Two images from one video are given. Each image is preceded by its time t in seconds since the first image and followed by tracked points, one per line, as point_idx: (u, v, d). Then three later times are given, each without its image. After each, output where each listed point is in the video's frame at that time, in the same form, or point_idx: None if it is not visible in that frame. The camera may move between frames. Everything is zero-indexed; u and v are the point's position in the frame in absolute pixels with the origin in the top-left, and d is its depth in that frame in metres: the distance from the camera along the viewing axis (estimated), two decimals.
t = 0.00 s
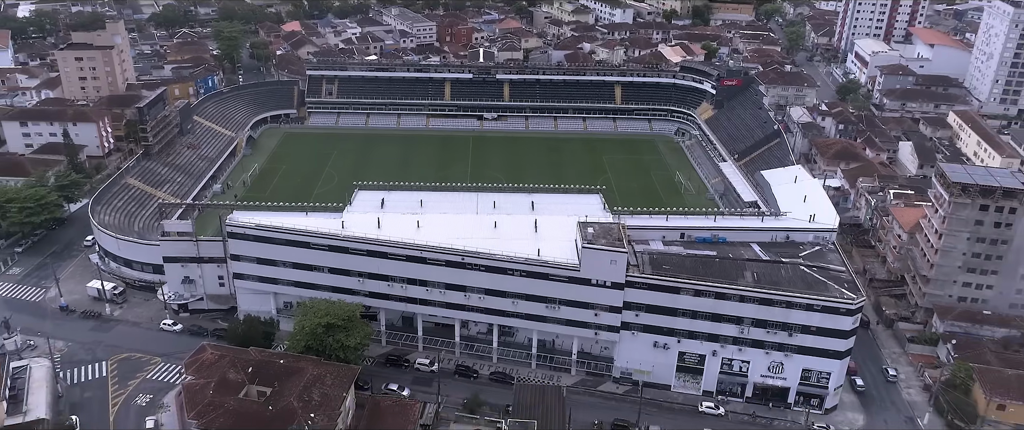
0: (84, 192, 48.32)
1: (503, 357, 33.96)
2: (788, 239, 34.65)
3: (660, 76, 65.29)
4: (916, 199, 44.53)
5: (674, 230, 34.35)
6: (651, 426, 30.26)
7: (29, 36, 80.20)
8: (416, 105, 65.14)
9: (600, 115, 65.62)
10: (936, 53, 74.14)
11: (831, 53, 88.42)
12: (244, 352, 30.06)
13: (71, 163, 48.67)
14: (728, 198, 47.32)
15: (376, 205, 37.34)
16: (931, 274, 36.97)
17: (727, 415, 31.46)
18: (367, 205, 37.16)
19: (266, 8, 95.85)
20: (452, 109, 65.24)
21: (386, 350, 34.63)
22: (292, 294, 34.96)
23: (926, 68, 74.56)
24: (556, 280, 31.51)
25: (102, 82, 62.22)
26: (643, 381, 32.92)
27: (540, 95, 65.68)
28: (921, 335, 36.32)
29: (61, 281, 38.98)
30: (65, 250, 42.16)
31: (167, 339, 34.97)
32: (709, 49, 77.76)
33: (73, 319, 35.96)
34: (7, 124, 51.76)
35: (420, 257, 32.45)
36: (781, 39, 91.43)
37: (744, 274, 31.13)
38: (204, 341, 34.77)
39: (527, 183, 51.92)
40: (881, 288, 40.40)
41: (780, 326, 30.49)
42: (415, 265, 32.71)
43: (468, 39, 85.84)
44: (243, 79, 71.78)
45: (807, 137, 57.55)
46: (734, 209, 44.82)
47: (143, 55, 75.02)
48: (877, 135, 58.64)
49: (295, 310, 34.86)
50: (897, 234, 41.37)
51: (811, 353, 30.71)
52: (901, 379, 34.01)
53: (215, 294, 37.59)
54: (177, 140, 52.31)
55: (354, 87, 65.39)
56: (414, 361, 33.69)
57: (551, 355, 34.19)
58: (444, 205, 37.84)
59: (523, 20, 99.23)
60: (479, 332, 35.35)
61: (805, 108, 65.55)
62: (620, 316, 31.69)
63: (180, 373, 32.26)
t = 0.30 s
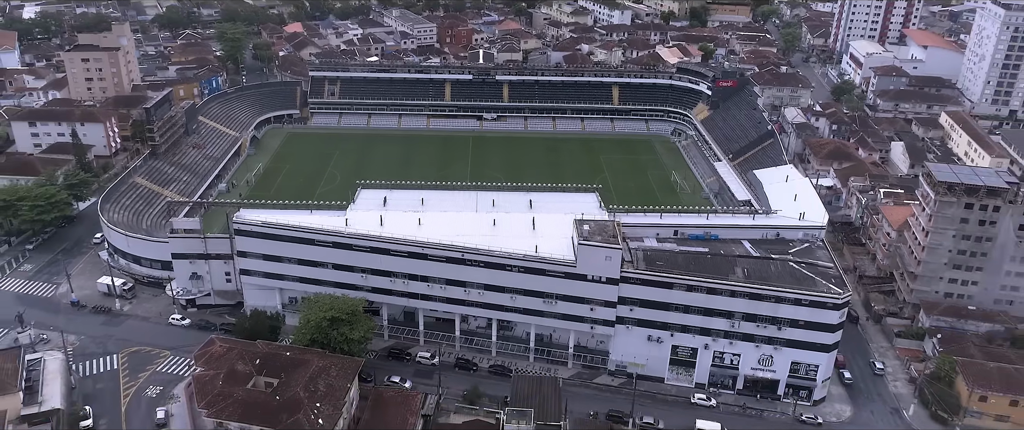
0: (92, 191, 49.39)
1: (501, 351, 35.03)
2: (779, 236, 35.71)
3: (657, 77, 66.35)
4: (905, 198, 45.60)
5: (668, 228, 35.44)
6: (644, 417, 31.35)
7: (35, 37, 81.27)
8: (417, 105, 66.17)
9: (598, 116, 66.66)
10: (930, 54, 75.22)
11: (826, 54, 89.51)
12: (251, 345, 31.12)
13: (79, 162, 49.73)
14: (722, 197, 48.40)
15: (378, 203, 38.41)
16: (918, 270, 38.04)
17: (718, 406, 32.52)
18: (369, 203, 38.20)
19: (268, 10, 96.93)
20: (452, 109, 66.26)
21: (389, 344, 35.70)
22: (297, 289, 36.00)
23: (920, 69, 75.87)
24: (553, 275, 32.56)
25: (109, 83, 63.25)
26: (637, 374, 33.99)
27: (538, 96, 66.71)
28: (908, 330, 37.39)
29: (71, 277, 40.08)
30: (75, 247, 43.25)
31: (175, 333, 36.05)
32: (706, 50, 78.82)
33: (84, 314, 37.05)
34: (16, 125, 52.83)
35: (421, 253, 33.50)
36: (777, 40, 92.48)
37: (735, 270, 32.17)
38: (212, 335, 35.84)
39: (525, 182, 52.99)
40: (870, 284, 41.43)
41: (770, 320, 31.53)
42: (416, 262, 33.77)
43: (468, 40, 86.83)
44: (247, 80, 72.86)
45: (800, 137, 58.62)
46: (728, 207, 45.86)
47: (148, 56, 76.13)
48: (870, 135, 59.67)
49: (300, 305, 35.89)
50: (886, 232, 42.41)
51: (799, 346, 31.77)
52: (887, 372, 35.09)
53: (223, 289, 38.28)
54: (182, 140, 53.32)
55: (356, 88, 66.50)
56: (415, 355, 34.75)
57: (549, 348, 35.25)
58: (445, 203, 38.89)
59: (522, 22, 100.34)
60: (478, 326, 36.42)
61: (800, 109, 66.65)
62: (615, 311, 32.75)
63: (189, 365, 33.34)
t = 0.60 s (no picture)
0: (100, 189, 50.44)
1: (500, 345, 36.08)
2: (769, 234, 36.81)
3: (654, 78, 67.39)
4: (895, 197, 46.67)
5: (662, 226, 36.56)
6: (638, 408, 32.40)
7: (40, 38, 82.27)
8: (418, 106, 67.20)
9: (595, 116, 67.73)
10: (923, 56, 76.32)
11: (822, 55, 90.61)
12: (258, 339, 32.17)
13: (87, 161, 50.74)
14: (716, 196, 49.49)
15: (380, 202, 39.47)
16: (905, 267, 39.10)
17: (710, 398, 33.56)
18: (372, 202, 39.26)
19: (270, 11, 97.97)
20: (452, 110, 67.30)
21: (390, 338, 36.77)
22: (302, 285, 37.05)
23: (913, 70, 77.10)
24: (550, 271, 33.62)
25: (114, 84, 64.26)
26: (632, 367, 35.02)
27: (537, 97, 67.68)
28: (896, 325, 38.44)
29: (81, 274, 41.15)
30: (84, 244, 44.32)
31: (183, 328, 37.10)
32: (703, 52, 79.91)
33: (94, 309, 38.08)
34: (25, 125, 53.85)
35: (422, 250, 34.57)
36: (774, 42, 93.53)
37: (726, 266, 33.21)
38: (219, 329, 36.89)
39: (523, 181, 54.08)
40: (860, 281, 42.48)
41: (760, 315, 32.58)
42: (417, 258, 34.84)
43: (468, 42, 87.60)
44: (250, 81, 73.92)
45: (794, 138, 59.71)
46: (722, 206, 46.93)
47: (152, 57, 77.17)
48: (863, 135, 60.68)
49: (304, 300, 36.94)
50: (876, 230, 43.47)
51: (788, 340, 32.81)
52: (875, 366, 36.15)
53: (229, 285, 39.40)
54: (188, 140, 54.33)
55: (357, 89, 67.54)
56: (416, 348, 35.80)
57: (546, 342, 36.31)
58: (445, 201, 39.95)
59: (521, 23, 101.39)
60: (478, 321, 37.49)
61: (794, 110, 67.71)
62: (610, 306, 33.80)
63: (197, 359, 34.41)
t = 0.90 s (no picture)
0: (107, 188, 51.50)
1: (498, 338, 37.15)
2: (760, 231, 37.87)
3: (650, 79, 68.50)
4: (885, 196, 47.74)
5: (655, 223, 37.69)
6: (632, 399, 33.45)
7: (45, 39, 83.36)
8: (418, 106, 68.26)
9: (593, 116, 68.78)
10: (916, 57, 77.44)
11: (817, 56, 91.74)
12: (264, 331, 33.24)
13: (95, 160, 51.79)
14: (711, 194, 50.55)
15: (382, 200, 40.55)
16: (893, 264, 40.16)
17: (702, 390, 34.60)
18: (374, 200, 40.32)
19: (272, 12, 99.14)
20: (452, 110, 68.34)
21: (392, 332, 37.85)
22: (306, 280, 38.11)
23: (907, 71, 78.15)
24: (547, 267, 34.68)
25: (120, 84, 65.31)
26: (626, 360, 36.08)
27: (536, 97, 68.68)
28: (884, 320, 39.50)
29: (91, 270, 42.21)
30: (93, 241, 45.41)
31: (190, 322, 38.15)
32: (699, 52, 80.98)
33: (104, 304, 39.14)
34: (33, 125, 54.88)
35: (424, 246, 35.60)
36: (770, 42, 94.56)
37: (718, 262, 34.24)
38: (225, 324, 37.95)
39: (522, 180, 55.15)
40: (850, 278, 43.52)
41: (750, 309, 33.61)
42: (418, 254, 35.89)
43: (468, 42, 88.55)
44: (253, 81, 75.02)
45: (789, 138, 60.80)
46: (716, 204, 48.00)
47: (156, 57, 78.29)
48: (856, 135, 61.73)
49: (308, 295, 38.01)
50: (866, 228, 44.54)
51: (778, 333, 33.85)
52: (863, 359, 37.22)
53: (235, 280, 40.62)
54: (193, 140, 55.37)
55: (359, 89, 68.58)
56: (417, 342, 36.86)
57: (543, 336, 37.37)
58: (446, 200, 41.00)
59: (520, 23, 102.52)
60: (477, 316, 38.56)
61: (789, 110, 68.76)
62: (605, 300, 34.85)
63: (205, 352, 35.50)
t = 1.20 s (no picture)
0: (114, 187, 52.54)
1: (497, 333, 38.22)
2: (752, 229, 38.96)
3: (647, 80, 69.62)
4: (876, 194, 48.84)
5: (650, 221, 38.77)
6: (627, 392, 34.51)
7: (50, 40, 84.35)
8: (419, 107, 69.33)
9: (591, 117, 69.87)
10: (910, 58, 78.47)
11: (813, 57, 92.90)
12: (270, 326, 34.29)
13: (101, 160, 52.82)
14: (705, 193, 51.65)
15: (384, 198, 41.64)
16: (882, 261, 41.23)
17: (695, 383, 35.64)
18: (375, 199, 41.39)
19: (274, 13, 100.23)
20: (452, 110, 69.40)
21: (394, 327, 38.91)
22: (310, 277, 39.17)
23: (900, 72, 79.14)
24: (544, 263, 35.74)
25: (125, 85, 66.34)
26: (621, 354, 37.13)
27: (535, 98, 69.73)
28: (873, 315, 40.57)
29: (99, 267, 43.27)
30: (101, 239, 46.47)
31: (197, 317, 39.20)
32: (696, 54, 82.08)
33: (112, 300, 40.18)
34: (40, 125, 55.92)
35: (424, 244, 36.66)
36: (767, 43, 95.64)
37: (710, 258, 35.30)
38: (231, 319, 39.01)
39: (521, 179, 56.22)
40: (841, 274, 44.58)
41: (741, 304, 34.67)
42: (419, 251, 36.95)
43: (467, 44, 89.64)
44: (255, 82, 76.11)
45: (783, 138, 61.88)
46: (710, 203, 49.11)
47: (160, 59, 79.38)
48: (849, 135, 62.81)
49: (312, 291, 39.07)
50: (856, 226, 45.64)
51: (768, 328, 34.92)
52: (851, 353, 38.29)
53: (240, 277, 41.68)
54: (198, 140, 56.41)
55: (360, 90, 69.64)
56: (418, 337, 37.91)
57: (541, 331, 38.44)
58: (446, 198, 42.08)
59: (520, 25, 103.62)
60: (477, 311, 39.63)
61: (784, 110, 69.83)
62: (601, 296, 35.92)
63: (212, 346, 36.55)
